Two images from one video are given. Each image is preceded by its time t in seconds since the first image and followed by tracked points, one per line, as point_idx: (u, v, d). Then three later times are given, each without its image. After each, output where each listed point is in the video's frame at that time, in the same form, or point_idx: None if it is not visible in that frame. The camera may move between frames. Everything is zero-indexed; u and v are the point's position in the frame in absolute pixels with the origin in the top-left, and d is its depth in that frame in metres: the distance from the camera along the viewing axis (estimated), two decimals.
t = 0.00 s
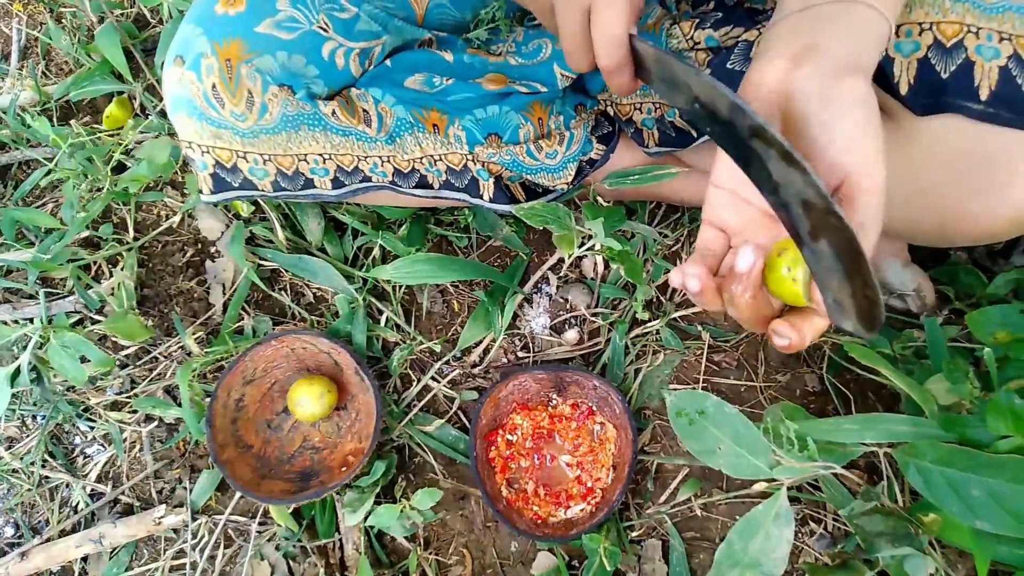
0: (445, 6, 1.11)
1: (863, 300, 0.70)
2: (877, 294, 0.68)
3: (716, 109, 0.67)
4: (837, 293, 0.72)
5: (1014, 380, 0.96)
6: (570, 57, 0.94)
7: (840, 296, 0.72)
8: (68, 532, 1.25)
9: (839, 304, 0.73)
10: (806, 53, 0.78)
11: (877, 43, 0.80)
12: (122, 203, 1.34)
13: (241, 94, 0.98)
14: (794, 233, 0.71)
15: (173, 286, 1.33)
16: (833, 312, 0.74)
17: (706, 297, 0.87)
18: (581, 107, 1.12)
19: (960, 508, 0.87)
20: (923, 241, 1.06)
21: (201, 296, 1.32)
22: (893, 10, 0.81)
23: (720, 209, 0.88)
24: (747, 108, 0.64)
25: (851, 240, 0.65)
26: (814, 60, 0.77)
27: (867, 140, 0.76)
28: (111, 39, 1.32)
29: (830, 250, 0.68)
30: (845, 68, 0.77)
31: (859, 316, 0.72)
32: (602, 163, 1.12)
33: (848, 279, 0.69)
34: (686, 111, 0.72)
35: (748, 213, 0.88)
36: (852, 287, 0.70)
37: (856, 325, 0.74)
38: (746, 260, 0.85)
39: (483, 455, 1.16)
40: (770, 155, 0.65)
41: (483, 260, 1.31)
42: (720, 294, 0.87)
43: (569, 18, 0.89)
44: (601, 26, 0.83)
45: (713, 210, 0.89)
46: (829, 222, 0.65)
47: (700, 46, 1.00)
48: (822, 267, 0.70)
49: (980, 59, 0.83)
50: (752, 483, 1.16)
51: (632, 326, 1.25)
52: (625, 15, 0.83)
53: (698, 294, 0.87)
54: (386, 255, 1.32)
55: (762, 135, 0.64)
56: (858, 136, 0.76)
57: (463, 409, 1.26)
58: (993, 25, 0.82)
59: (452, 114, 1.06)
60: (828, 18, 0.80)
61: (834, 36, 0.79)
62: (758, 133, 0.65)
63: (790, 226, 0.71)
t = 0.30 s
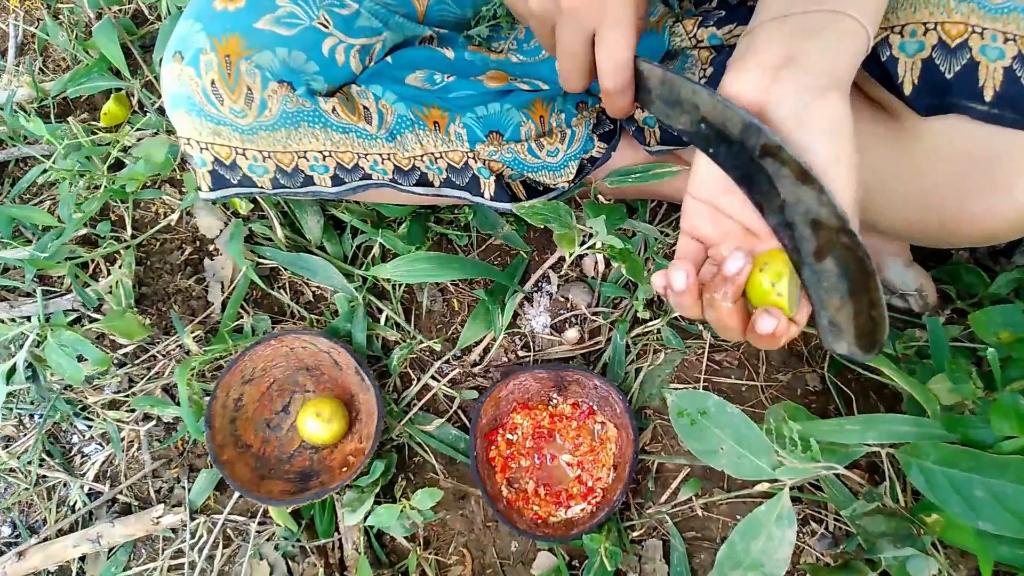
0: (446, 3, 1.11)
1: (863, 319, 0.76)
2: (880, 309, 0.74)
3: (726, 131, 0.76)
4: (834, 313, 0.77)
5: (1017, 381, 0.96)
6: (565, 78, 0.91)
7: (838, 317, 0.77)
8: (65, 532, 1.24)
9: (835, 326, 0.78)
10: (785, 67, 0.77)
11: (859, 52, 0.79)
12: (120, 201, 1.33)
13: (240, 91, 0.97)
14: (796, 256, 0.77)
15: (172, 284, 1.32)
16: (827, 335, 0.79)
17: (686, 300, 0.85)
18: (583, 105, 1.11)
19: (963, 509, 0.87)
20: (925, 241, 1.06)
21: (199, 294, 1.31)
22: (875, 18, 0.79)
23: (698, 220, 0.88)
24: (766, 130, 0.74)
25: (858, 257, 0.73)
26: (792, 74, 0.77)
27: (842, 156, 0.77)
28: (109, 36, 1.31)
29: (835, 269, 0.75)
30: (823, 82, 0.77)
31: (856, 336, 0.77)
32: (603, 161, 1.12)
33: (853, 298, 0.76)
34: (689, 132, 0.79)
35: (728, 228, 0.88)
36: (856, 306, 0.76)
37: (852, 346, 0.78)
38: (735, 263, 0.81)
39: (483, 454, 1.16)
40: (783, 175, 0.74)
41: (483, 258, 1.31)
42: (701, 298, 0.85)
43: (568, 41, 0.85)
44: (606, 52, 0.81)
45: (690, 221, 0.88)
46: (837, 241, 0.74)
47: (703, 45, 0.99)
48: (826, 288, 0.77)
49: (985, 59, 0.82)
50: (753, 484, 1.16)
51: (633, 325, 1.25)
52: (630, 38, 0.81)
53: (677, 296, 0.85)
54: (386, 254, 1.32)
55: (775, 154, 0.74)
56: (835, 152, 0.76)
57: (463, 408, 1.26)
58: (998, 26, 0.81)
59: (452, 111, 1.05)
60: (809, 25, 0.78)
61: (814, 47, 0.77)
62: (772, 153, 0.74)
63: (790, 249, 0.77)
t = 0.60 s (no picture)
0: (442, 3, 1.11)
1: (863, 317, 0.74)
2: (878, 303, 0.74)
3: (710, 137, 0.78)
4: (827, 317, 0.76)
5: (1014, 379, 0.96)
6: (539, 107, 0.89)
7: (832, 320, 0.76)
8: (63, 533, 1.24)
9: (828, 330, 0.76)
10: (777, 52, 0.77)
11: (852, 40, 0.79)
12: (116, 201, 1.33)
13: (236, 91, 0.97)
14: (785, 259, 0.77)
15: (168, 284, 1.31)
16: (820, 342, 0.77)
17: (660, 265, 0.84)
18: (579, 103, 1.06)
19: (961, 508, 0.87)
20: (924, 240, 1.06)
21: (196, 294, 1.31)
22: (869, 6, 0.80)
23: (688, 202, 0.88)
24: (749, 128, 0.76)
25: (855, 247, 0.74)
26: (782, 59, 0.77)
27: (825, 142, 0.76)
28: (104, 34, 1.30)
29: (828, 266, 0.75)
30: (813, 66, 0.76)
31: (851, 337, 0.75)
32: (600, 160, 1.09)
33: (847, 295, 0.75)
34: (673, 143, 0.81)
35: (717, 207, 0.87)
36: (851, 303, 0.75)
37: (848, 350, 0.76)
38: (710, 227, 0.82)
39: (480, 454, 1.16)
40: (771, 170, 0.75)
41: (481, 257, 1.30)
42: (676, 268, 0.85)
43: (542, 70, 0.84)
44: (583, 79, 0.81)
45: (682, 202, 0.89)
46: (831, 234, 0.74)
47: (699, 43, 0.99)
48: (819, 289, 0.75)
49: (981, 58, 0.82)
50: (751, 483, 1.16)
51: (631, 324, 1.25)
52: (604, 63, 0.81)
53: (650, 262, 0.85)
54: (384, 253, 1.32)
55: (762, 151, 0.76)
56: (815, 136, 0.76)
57: (461, 408, 1.26)
58: (994, 24, 0.81)
59: (449, 110, 1.04)
60: (803, 13, 0.79)
61: (807, 35, 0.78)
62: (758, 150, 0.76)
63: (780, 253, 0.77)
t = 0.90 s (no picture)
0: (441, 4, 1.10)
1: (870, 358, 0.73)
2: (883, 344, 0.72)
3: (715, 167, 0.74)
4: (833, 355, 0.75)
5: (1012, 379, 0.96)
6: (550, 132, 0.91)
7: (838, 359, 0.74)
8: (62, 534, 1.24)
9: (834, 368, 0.75)
10: (743, 55, 0.75)
11: (820, 42, 0.76)
12: (116, 202, 1.33)
13: (235, 93, 0.97)
14: (790, 293, 0.74)
15: (168, 286, 1.32)
16: (826, 379, 0.76)
17: (635, 266, 0.84)
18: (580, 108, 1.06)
19: (958, 507, 0.87)
20: (919, 242, 1.06)
21: (195, 296, 1.31)
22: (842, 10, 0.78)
23: (668, 204, 0.86)
24: (752, 160, 0.71)
25: (857, 287, 0.71)
26: (745, 61, 0.74)
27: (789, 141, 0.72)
28: (104, 36, 1.30)
29: (833, 303, 0.72)
30: (776, 66, 0.73)
31: (858, 379, 0.74)
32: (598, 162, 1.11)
33: (853, 336, 0.73)
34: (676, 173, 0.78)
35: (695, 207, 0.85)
36: (856, 345, 0.73)
37: (855, 392, 0.75)
38: (676, 220, 0.80)
39: (479, 455, 1.16)
40: (775, 206, 0.71)
41: (480, 259, 1.31)
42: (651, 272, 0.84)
43: (551, 100, 0.85)
44: (588, 107, 0.81)
45: (663, 205, 0.87)
46: (834, 273, 0.71)
47: (697, 45, 0.99)
48: (824, 326, 0.74)
49: (977, 60, 0.82)
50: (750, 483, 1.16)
51: (629, 325, 1.25)
52: (612, 94, 0.81)
53: (627, 267, 0.85)
54: (383, 255, 1.32)
55: (765, 185, 0.71)
56: (777, 134, 0.72)
57: (460, 408, 1.26)
58: (989, 26, 0.81)
59: (447, 113, 1.05)
60: (772, 16, 0.76)
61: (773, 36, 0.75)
62: (761, 184, 0.71)
63: (784, 286, 0.74)
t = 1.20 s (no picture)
0: (435, 5, 1.09)
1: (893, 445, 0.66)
2: (904, 430, 0.65)
3: (733, 223, 0.69)
4: (854, 430, 0.68)
5: (1005, 378, 0.97)
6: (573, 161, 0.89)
7: (859, 434, 0.68)
8: (58, 537, 1.24)
9: (857, 443, 0.69)
10: (720, 78, 0.73)
11: (800, 60, 0.73)
12: (111, 205, 1.33)
13: (230, 95, 0.97)
14: (811, 361, 0.68)
15: (164, 288, 1.32)
16: (848, 452, 0.70)
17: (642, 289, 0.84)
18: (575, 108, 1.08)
19: (952, 505, 0.88)
20: (914, 240, 1.06)
21: (191, 298, 1.31)
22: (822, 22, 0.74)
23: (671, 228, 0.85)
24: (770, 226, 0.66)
25: (879, 372, 0.63)
26: (722, 85, 0.73)
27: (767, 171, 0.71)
28: (99, 39, 1.30)
29: (853, 380, 0.65)
30: (753, 88, 0.71)
31: (879, 457, 0.68)
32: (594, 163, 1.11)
33: (873, 415, 0.66)
34: (697, 223, 0.74)
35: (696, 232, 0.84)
36: (877, 425, 0.66)
37: (875, 468, 0.69)
38: (672, 246, 0.79)
39: (476, 456, 1.16)
40: (793, 276, 0.65)
41: (476, 260, 1.31)
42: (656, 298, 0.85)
43: (574, 133, 0.82)
44: (612, 148, 0.78)
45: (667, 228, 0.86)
46: (854, 352, 0.64)
47: (690, 46, 0.99)
48: (843, 403, 0.67)
49: (968, 59, 0.82)
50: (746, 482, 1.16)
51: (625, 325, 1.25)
52: (635, 133, 0.77)
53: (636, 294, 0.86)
54: (378, 256, 1.32)
55: (784, 252, 0.65)
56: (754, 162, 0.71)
57: (457, 409, 1.26)
58: (981, 26, 0.81)
59: (442, 114, 1.05)
60: (748, 35, 0.74)
61: (748, 56, 0.73)
62: (779, 251, 0.66)
63: (806, 353, 0.68)
